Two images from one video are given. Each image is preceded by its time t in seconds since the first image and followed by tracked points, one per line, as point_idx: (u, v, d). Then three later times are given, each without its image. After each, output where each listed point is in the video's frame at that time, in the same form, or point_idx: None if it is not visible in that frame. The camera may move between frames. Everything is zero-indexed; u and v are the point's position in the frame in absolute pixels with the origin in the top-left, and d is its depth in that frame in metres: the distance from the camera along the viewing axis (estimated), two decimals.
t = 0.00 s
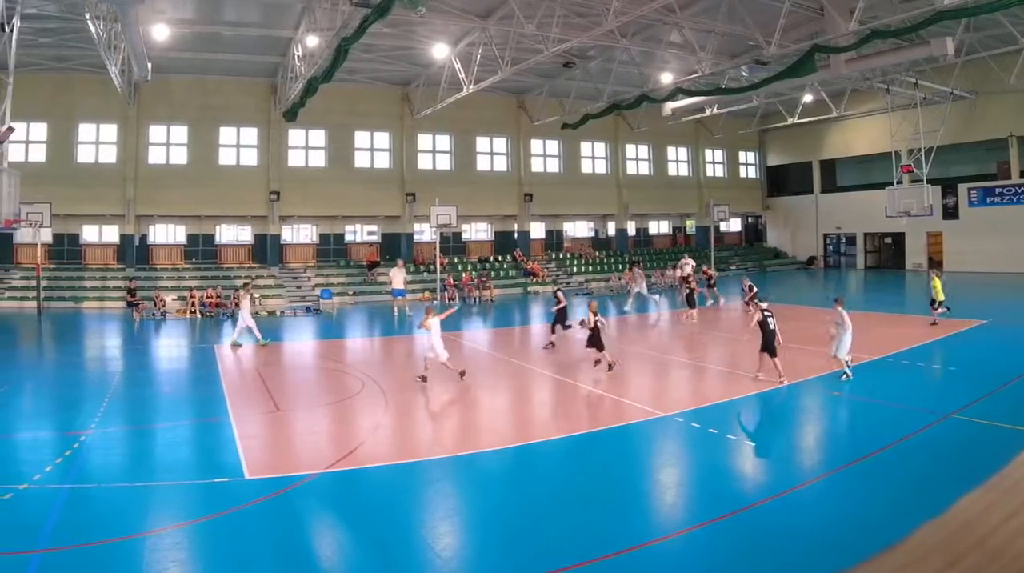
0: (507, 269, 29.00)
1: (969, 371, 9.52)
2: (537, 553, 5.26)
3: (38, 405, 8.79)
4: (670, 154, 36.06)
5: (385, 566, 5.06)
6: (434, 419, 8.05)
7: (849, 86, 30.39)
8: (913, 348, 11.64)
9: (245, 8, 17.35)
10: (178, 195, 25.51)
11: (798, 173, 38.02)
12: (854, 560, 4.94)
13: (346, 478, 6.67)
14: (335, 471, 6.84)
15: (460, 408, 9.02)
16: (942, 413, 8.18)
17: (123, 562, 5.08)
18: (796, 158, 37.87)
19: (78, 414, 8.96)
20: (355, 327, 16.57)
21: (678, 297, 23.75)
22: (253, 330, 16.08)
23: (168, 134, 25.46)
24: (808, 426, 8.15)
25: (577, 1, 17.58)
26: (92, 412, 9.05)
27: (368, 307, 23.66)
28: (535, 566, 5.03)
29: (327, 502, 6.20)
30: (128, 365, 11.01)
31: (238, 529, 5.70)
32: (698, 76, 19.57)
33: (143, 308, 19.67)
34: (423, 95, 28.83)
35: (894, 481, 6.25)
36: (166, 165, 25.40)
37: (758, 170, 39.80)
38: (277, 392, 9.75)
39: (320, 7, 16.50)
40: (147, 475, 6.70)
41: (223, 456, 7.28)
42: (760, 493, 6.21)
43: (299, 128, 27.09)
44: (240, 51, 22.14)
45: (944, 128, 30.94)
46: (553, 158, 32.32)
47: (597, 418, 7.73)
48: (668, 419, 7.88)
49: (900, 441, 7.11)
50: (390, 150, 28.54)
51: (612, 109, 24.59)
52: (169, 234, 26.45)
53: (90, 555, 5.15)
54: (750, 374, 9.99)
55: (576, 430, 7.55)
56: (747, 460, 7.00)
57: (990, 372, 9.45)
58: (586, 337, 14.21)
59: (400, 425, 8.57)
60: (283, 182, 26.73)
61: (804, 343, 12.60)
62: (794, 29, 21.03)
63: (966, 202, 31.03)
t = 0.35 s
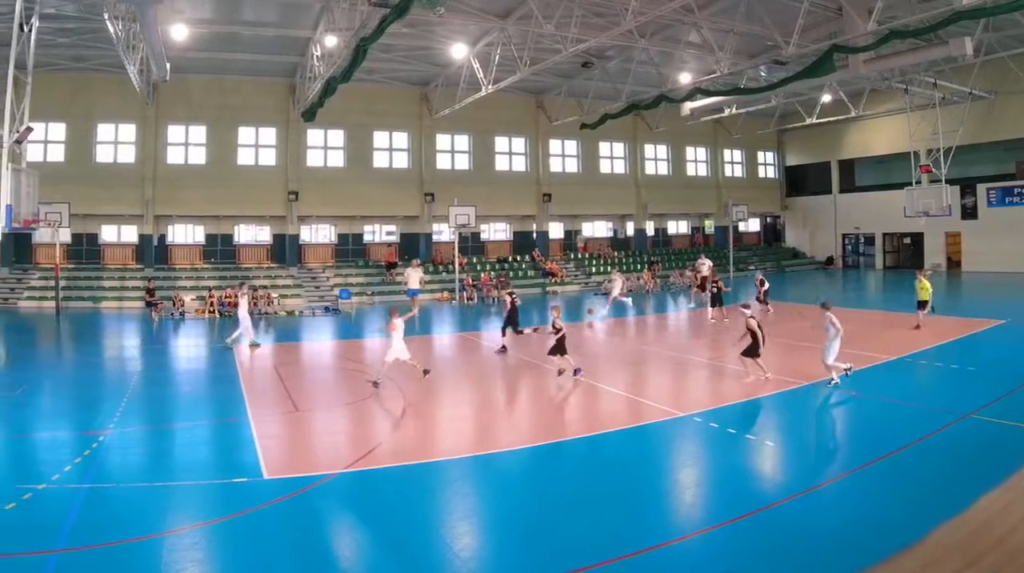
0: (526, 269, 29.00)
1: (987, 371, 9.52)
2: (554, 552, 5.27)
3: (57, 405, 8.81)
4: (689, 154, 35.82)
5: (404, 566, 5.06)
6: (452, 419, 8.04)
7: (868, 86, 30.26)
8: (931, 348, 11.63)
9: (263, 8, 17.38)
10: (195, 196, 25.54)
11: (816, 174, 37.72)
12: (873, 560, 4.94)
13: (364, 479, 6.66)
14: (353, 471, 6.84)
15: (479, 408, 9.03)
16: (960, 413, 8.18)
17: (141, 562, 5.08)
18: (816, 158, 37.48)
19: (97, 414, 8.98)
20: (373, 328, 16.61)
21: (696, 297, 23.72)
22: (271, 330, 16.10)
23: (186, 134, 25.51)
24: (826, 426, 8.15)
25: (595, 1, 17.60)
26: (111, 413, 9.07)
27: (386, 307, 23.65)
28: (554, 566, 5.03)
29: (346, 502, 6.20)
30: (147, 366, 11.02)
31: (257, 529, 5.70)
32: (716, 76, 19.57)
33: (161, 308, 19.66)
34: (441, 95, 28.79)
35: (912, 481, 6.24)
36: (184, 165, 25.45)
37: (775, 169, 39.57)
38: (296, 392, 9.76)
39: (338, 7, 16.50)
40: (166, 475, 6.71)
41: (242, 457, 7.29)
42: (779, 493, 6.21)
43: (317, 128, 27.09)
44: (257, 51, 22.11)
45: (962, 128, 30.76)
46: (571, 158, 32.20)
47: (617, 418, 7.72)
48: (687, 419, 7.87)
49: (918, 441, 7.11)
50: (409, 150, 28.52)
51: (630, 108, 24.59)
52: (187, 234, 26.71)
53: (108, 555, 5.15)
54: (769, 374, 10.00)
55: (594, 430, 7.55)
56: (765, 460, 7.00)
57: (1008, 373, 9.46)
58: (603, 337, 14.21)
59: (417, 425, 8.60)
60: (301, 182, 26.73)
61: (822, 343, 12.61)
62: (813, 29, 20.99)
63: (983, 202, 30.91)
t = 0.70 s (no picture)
0: (544, 269, 28.98)
1: (1006, 372, 9.52)
2: (574, 552, 5.27)
3: (75, 405, 8.83)
4: (707, 154, 35.70)
5: (424, 567, 5.06)
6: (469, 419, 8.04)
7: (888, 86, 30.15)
8: (949, 348, 11.63)
9: (283, 9, 17.49)
10: (213, 196, 25.57)
11: (835, 173, 37.62)
12: (892, 560, 4.94)
13: (384, 479, 6.67)
14: (371, 471, 6.84)
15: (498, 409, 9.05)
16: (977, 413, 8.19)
17: (161, 562, 5.08)
18: (835, 158, 37.34)
19: (116, 414, 9.00)
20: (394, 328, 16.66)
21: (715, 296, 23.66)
22: (289, 331, 16.12)
23: (205, 134, 25.58)
24: (844, 426, 8.15)
25: (614, 1, 17.59)
26: (129, 413, 9.08)
27: (406, 307, 23.64)
28: (575, 567, 5.03)
29: (364, 502, 6.21)
30: (166, 365, 11.04)
31: (276, 529, 5.70)
32: (735, 76, 19.61)
33: (180, 308, 19.65)
34: (459, 96, 28.78)
35: (930, 481, 6.24)
36: (203, 165, 25.52)
37: (794, 170, 39.55)
38: (315, 392, 9.80)
39: (358, 7, 16.52)
40: (185, 475, 6.71)
41: (260, 456, 7.30)
42: (797, 493, 6.21)
43: (336, 128, 27.15)
44: (275, 50, 22.13)
45: (981, 128, 30.68)
46: (590, 158, 32.12)
47: (637, 418, 7.73)
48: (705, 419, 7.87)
49: (936, 442, 7.10)
50: (428, 150, 28.53)
51: (649, 109, 24.65)
52: (205, 234, 26.39)
53: (127, 555, 5.15)
54: (788, 375, 10.01)
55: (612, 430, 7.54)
56: (783, 459, 7.01)
57: None
58: (621, 337, 14.21)
59: (436, 426, 8.63)
60: (320, 183, 26.75)
61: (842, 343, 12.60)
62: (832, 29, 20.99)
63: (1003, 202, 30.87)
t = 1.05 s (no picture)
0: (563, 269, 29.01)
1: None
2: (593, 552, 5.26)
3: (94, 406, 8.86)
4: (727, 154, 35.50)
5: (442, 567, 5.05)
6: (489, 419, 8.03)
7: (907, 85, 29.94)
8: (969, 349, 11.63)
9: (300, 9, 17.44)
10: (232, 196, 25.62)
11: (852, 174, 37.52)
12: (910, 560, 4.94)
13: (403, 479, 6.66)
14: (389, 471, 6.84)
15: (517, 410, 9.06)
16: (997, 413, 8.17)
17: (180, 562, 5.07)
18: (853, 158, 37.12)
19: (134, 414, 9.02)
20: (412, 327, 16.73)
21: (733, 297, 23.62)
22: (307, 330, 16.14)
23: (224, 134, 25.62)
24: (864, 426, 8.14)
25: (633, 1, 17.59)
26: (147, 413, 9.11)
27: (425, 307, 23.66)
28: (594, 567, 5.02)
29: (383, 502, 6.20)
30: (185, 366, 11.07)
31: (295, 529, 5.70)
32: (754, 76, 19.59)
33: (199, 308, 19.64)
34: (478, 96, 28.75)
35: (950, 482, 6.23)
36: (222, 165, 25.56)
37: (813, 170, 39.32)
38: (333, 392, 9.84)
39: (377, 7, 16.48)
40: (203, 475, 6.71)
41: (279, 457, 7.31)
42: (816, 493, 6.21)
43: (355, 128, 27.16)
44: (294, 51, 22.13)
45: (1000, 128, 30.56)
46: (609, 158, 32.07)
47: (656, 418, 7.72)
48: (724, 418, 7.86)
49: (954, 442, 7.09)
50: (446, 150, 28.51)
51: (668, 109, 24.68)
52: (223, 234, 26.72)
53: (146, 555, 5.15)
54: (809, 374, 9.99)
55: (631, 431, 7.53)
56: (802, 459, 7.00)
57: None
58: (640, 337, 14.20)
59: (455, 426, 8.62)
60: (339, 182, 26.77)
61: (863, 344, 12.56)
62: (850, 30, 20.97)
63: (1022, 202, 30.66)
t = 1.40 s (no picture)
0: (582, 269, 28.99)
1: None
2: (614, 551, 5.28)
3: (114, 406, 8.91)
4: (745, 154, 35.37)
5: (465, 567, 5.05)
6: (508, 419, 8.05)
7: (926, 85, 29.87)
8: (988, 349, 11.63)
9: (319, 7, 17.39)
10: (251, 196, 25.64)
11: (871, 175, 37.47)
12: (930, 560, 4.94)
13: (423, 479, 6.67)
14: (408, 472, 6.84)
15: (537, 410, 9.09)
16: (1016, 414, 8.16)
17: (200, 563, 5.08)
18: (873, 157, 37.16)
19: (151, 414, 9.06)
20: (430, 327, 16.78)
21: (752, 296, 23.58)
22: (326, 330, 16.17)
23: (242, 134, 25.64)
24: (883, 426, 8.14)
25: (652, 1, 17.59)
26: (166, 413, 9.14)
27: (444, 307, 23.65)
28: (614, 566, 5.03)
29: (402, 502, 6.20)
30: (204, 366, 11.10)
31: (314, 529, 5.70)
32: (772, 76, 19.58)
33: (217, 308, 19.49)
34: (497, 95, 28.70)
35: (970, 482, 6.22)
36: (241, 165, 25.56)
37: (832, 170, 39.15)
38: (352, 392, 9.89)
39: (396, 7, 16.46)
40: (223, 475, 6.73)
41: (299, 457, 7.33)
42: (836, 493, 6.21)
43: (373, 128, 27.17)
44: (312, 50, 22.14)
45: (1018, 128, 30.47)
46: (627, 158, 31.98)
47: (675, 418, 7.72)
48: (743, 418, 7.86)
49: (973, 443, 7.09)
50: (465, 149, 28.47)
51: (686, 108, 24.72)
52: (243, 233, 26.64)
53: (165, 555, 5.14)
54: (827, 374, 10.00)
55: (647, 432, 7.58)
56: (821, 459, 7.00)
57: None
58: (658, 337, 14.19)
59: (472, 426, 8.65)
60: (357, 182, 26.77)
61: (880, 344, 12.56)
62: (869, 30, 20.95)
63: None
